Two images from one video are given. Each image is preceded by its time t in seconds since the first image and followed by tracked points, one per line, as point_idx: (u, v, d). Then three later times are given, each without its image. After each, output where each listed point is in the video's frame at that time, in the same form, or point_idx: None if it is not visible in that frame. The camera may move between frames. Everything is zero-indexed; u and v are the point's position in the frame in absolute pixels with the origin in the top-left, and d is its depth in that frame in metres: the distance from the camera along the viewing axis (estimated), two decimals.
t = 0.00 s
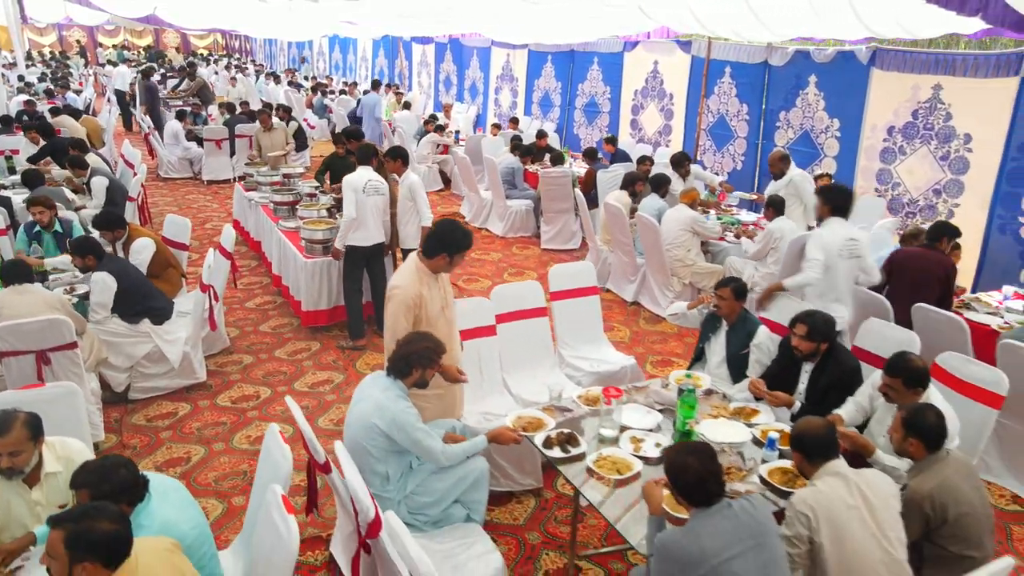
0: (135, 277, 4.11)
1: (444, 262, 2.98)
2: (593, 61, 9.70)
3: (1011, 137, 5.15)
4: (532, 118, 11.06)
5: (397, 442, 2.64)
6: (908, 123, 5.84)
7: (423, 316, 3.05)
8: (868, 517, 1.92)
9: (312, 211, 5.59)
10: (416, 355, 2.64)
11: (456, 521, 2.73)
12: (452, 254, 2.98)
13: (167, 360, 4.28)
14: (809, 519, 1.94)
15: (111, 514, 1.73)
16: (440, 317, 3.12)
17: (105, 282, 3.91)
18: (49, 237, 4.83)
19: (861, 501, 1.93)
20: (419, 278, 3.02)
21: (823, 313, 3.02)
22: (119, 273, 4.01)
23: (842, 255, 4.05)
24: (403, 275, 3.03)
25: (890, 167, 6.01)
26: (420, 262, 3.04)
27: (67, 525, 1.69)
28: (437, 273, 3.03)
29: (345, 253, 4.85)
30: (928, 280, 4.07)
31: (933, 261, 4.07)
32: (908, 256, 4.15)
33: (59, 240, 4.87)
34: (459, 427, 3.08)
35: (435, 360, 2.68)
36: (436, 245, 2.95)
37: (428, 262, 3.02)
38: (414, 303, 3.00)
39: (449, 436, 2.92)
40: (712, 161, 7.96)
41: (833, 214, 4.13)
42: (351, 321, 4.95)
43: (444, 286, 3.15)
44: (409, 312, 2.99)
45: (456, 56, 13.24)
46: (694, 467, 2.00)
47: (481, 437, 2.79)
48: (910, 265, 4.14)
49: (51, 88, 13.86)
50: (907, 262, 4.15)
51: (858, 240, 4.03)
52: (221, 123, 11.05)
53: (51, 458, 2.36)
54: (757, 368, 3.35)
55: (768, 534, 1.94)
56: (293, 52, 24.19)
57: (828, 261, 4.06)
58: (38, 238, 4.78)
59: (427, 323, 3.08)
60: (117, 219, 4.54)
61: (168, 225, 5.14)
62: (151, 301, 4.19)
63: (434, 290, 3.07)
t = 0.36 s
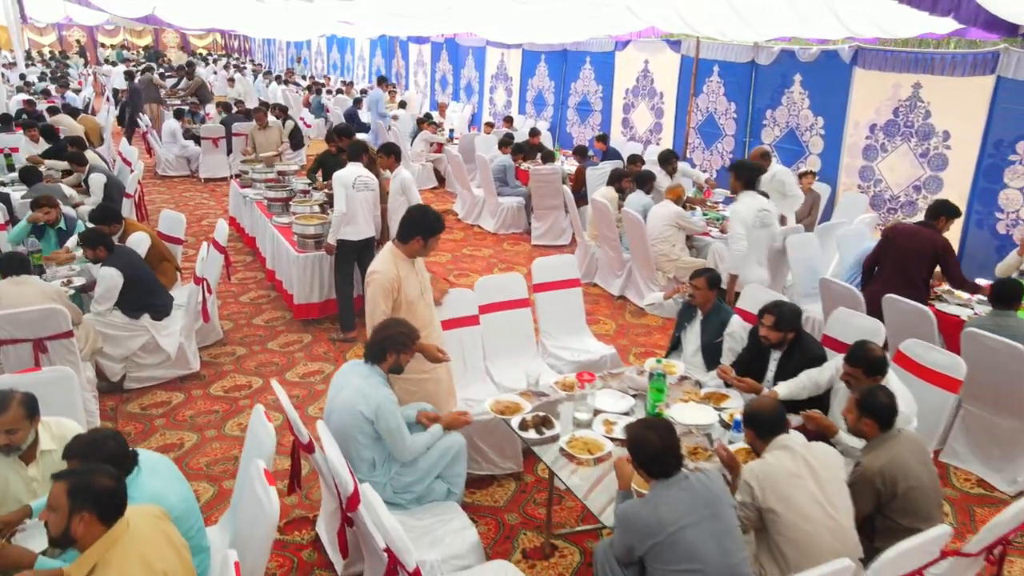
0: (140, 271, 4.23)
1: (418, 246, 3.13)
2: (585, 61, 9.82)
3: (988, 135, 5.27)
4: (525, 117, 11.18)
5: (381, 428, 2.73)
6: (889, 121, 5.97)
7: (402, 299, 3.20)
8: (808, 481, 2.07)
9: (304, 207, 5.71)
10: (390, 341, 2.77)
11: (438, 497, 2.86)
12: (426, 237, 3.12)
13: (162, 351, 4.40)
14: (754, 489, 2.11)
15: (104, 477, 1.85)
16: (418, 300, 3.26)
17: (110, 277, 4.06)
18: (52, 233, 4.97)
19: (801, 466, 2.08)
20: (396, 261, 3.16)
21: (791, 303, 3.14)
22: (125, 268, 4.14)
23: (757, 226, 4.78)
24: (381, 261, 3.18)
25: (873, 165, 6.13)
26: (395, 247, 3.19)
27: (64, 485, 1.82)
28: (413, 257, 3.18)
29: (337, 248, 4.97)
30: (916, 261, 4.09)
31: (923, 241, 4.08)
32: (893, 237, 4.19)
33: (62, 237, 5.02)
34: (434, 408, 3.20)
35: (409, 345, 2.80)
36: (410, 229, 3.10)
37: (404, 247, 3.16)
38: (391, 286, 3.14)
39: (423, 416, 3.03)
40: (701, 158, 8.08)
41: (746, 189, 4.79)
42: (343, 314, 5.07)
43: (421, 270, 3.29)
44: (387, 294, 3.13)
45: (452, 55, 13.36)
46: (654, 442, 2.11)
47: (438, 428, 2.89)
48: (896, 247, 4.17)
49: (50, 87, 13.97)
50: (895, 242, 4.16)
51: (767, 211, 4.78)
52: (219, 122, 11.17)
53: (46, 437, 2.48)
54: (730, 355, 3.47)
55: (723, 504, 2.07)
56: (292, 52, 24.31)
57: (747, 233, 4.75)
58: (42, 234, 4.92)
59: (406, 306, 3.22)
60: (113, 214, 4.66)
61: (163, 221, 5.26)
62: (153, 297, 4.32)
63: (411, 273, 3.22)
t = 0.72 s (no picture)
0: (143, 266, 4.33)
1: (405, 236, 3.26)
2: (579, 60, 9.94)
3: (966, 132, 5.40)
4: (521, 115, 11.31)
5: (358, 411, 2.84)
6: (872, 118, 6.09)
7: (390, 286, 3.33)
8: (760, 452, 2.30)
9: (299, 203, 5.84)
10: (359, 328, 2.85)
11: (423, 475, 2.99)
12: (412, 230, 3.26)
13: (159, 341, 4.53)
14: (710, 464, 2.35)
15: (101, 447, 1.99)
16: (406, 287, 3.40)
17: (113, 269, 4.15)
18: (56, 229, 5.17)
19: (752, 438, 2.31)
20: (384, 250, 3.30)
21: (763, 294, 3.24)
22: (128, 262, 4.24)
23: (684, 210, 5.18)
24: (368, 249, 3.30)
25: (856, 161, 6.26)
26: (382, 236, 3.32)
27: (66, 451, 1.98)
28: (400, 246, 3.31)
29: (331, 242, 5.10)
30: (902, 251, 4.18)
31: (907, 231, 4.17)
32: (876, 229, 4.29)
33: (65, 232, 5.21)
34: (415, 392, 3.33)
35: (378, 330, 2.90)
36: (396, 219, 3.22)
37: (389, 236, 3.29)
38: (380, 273, 3.28)
39: (402, 398, 3.14)
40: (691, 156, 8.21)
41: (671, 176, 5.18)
42: (336, 307, 5.19)
43: (405, 258, 3.43)
44: (377, 281, 3.26)
45: (448, 54, 13.48)
46: (620, 417, 2.23)
47: (410, 411, 3.04)
48: (879, 239, 4.26)
49: (51, 87, 14.09)
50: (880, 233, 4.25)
51: (690, 197, 5.18)
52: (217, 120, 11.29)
53: (47, 416, 2.61)
54: (706, 343, 3.61)
55: (685, 475, 2.18)
56: (291, 52, 24.46)
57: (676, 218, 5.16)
58: (47, 230, 5.12)
59: (395, 293, 3.36)
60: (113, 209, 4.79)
61: (161, 216, 5.39)
62: (153, 291, 4.41)
63: (399, 262, 3.36)
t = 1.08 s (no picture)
0: (142, 258, 4.45)
1: (395, 231, 3.38)
2: (573, 60, 10.07)
3: (947, 129, 5.53)
4: (516, 114, 11.44)
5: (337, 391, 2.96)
6: (856, 116, 6.23)
7: (379, 277, 3.46)
8: (721, 427, 2.46)
9: (295, 198, 5.97)
10: (342, 314, 2.97)
11: (408, 457, 3.12)
12: (402, 227, 3.38)
13: (158, 332, 4.67)
14: (677, 443, 2.48)
15: (103, 419, 2.13)
16: (395, 278, 3.53)
17: (114, 264, 4.27)
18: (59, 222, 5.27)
19: (713, 417, 2.47)
20: (374, 243, 3.43)
21: (738, 284, 3.37)
22: (128, 255, 4.36)
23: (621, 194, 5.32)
24: (359, 241, 3.44)
25: (842, 158, 6.39)
26: (373, 230, 3.45)
27: (69, 424, 2.12)
28: (390, 240, 3.44)
29: (329, 236, 5.24)
30: (853, 231, 4.44)
31: (854, 212, 4.42)
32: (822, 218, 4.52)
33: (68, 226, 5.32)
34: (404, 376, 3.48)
35: (359, 313, 3.03)
36: (385, 215, 3.34)
37: (379, 229, 3.41)
38: (369, 264, 3.41)
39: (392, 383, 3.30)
40: (682, 154, 8.35)
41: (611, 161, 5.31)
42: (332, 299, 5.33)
43: (395, 250, 3.56)
44: (366, 272, 3.39)
45: (445, 54, 13.61)
46: (589, 391, 2.36)
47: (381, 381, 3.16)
48: (827, 225, 4.50)
49: (52, 86, 14.21)
50: (825, 221, 4.49)
51: (628, 181, 5.32)
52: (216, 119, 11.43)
53: (52, 396, 2.75)
54: (687, 330, 3.75)
55: (654, 448, 2.31)
56: (290, 51, 24.60)
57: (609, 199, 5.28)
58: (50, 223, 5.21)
59: (384, 284, 3.49)
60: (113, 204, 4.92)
61: (161, 211, 5.52)
62: (152, 283, 4.55)
63: (388, 255, 3.49)
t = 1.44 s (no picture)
0: (137, 250, 4.60)
1: (389, 221, 3.54)
2: (568, 59, 10.22)
3: (928, 126, 5.68)
4: (513, 113, 11.58)
5: (327, 372, 3.11)
6: (842, 113, 6.38)
7: (370, 263, 3.61)
8: (694, 406, 2.60)
9: (294, 194, 6.12)
10: (329, 300, 3.09)
11: (399, 436, 3.27)
12: (396, 217, 3.53)
13: (160, 322, 4.82)
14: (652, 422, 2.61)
15: (108, 392, 2.26)
16: (386, 267, 3.68)
17: (107, 254, 4.41)
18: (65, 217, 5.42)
19: (686, 396, 2.61)
20: (369, 231, 3.58)
21: (716, 273, 3.52)
22: (123, 247, 4.51)
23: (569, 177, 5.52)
24: (356, 227, 3.60)
25: (828, 155, 6.54)
26: (370, 219, 3.61)
27: (76, 397, 2.25)
28: (384, 229, 3.60)
29: (329, 231, 5.37)
30: (797, 211, 4.72)
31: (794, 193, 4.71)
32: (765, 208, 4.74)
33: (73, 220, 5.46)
34: (397, 361, 3.63)
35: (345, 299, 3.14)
36: (382, 205, 3.49)
37: (376, 218, 3.58)
38: (360, 248, 3.55)
39: (385, 368, 3.45)
40: (674, 151, 8.50)
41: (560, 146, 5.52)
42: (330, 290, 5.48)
43: (390, 240, 3.71)
44: (356, 257, 3.54)
45: (443, 53, 13.77)
46: (567, 368, 2.51)
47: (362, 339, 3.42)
48: (775, 214, 4.70)
49: (54, 85, 14.36)
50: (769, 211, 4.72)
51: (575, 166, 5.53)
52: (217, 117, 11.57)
53: (61, 375, 2.89)
54: (669, 318, 3.89)
55: (628, 423, 2.45)
56: (290, 51, 24.74)
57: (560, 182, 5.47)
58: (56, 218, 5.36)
59: (373, 270, 3.64)
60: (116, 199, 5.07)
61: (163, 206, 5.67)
62: (149, 274, 4.70)
63: (382, 245, 3.64)
